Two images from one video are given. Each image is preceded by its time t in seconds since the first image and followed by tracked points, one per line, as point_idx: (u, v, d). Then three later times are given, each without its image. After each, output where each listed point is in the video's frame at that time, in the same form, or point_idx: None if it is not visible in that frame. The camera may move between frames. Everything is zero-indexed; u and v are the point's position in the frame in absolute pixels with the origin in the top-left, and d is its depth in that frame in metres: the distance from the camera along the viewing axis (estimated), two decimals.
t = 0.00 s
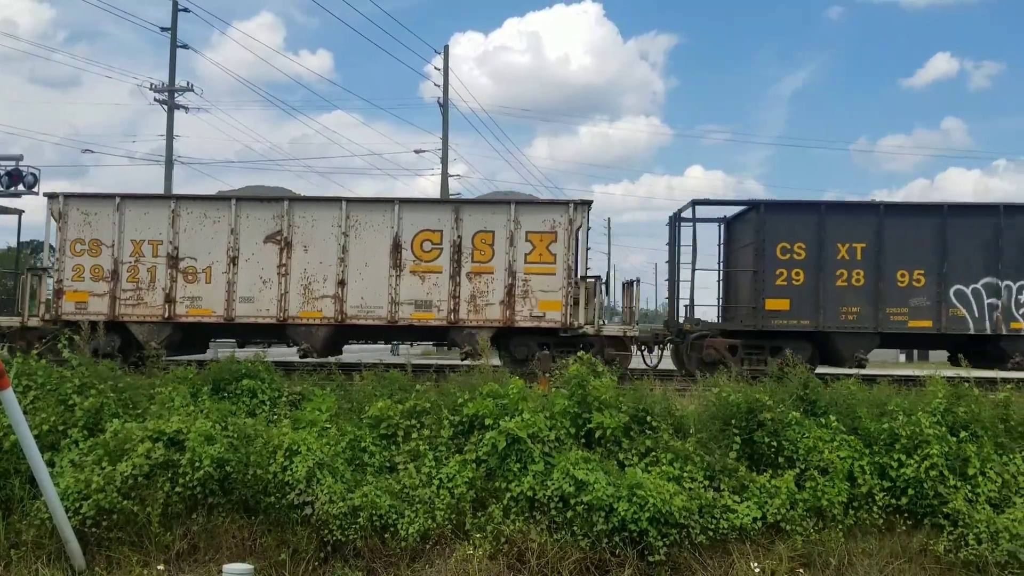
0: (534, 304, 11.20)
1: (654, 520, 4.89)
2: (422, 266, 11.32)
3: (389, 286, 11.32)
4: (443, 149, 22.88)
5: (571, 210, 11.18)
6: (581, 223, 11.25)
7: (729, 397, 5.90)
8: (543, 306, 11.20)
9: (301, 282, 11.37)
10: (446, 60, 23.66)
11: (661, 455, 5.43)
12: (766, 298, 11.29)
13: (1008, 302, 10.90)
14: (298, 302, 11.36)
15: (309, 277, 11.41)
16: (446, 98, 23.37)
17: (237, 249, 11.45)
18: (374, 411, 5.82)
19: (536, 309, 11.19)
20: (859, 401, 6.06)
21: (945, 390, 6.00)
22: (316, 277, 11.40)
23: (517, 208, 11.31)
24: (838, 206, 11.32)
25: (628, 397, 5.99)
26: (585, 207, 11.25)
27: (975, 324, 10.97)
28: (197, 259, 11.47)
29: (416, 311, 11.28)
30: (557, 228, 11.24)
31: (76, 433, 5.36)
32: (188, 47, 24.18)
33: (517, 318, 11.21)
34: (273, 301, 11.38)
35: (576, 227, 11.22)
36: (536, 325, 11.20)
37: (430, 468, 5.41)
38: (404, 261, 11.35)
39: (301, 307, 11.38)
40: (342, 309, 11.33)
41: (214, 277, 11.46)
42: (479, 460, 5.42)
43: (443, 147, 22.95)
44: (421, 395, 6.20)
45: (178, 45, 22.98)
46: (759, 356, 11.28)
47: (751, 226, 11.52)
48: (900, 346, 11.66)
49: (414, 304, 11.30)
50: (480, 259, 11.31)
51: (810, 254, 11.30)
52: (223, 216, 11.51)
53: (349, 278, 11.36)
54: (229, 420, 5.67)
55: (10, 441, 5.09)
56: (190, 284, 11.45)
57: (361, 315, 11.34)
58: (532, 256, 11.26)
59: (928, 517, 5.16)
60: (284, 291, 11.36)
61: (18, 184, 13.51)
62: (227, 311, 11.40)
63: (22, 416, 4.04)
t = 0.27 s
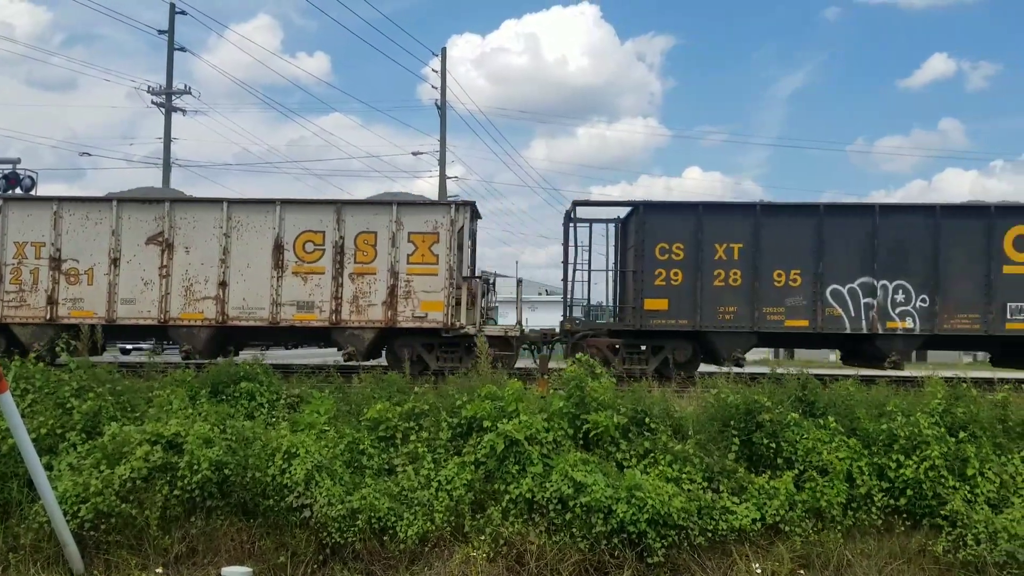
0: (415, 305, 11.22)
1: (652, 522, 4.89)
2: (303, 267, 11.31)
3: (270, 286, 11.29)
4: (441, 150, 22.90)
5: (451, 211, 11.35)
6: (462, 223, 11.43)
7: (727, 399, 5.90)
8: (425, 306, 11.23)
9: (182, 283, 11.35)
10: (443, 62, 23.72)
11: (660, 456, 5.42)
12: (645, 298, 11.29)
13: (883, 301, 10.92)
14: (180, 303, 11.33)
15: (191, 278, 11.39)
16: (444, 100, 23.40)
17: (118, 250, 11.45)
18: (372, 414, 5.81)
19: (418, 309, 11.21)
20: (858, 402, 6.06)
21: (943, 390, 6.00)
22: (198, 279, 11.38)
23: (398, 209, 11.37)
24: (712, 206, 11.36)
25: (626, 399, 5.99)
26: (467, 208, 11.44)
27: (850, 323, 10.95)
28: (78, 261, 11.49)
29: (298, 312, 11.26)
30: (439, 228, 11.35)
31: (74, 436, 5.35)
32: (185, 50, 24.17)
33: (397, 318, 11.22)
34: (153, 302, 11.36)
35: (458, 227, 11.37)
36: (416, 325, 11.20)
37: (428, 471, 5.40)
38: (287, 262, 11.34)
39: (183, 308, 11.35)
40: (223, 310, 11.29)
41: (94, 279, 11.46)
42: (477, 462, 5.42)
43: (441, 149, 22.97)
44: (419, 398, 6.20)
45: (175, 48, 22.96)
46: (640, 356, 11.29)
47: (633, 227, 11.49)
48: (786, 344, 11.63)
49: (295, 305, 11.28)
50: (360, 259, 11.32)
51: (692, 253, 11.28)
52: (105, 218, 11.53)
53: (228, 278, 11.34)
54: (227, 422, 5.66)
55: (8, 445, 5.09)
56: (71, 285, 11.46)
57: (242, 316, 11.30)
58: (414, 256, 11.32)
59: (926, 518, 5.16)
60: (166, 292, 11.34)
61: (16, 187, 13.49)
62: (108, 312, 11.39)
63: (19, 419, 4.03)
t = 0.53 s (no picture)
0: (298, 305, 11.24)
1: (651, 522, 4.89)
2: (185, 267, 11.32)
3: (155, 287, 11.32)
4: (439, 151, 22.89)
5: (333, 211, 11.37)
6: (344, 223, 11.46)
7: (725, 399, 5.90)
8: (307, 306, 11.24)
9: (64, 283, 11.37)
10: (441, 63, 23.73)
11: (658, 457, 5.42)
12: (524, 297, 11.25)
13: (758, 300, 10.91)
14: (61, 303, 11.37)
15: (72, 278, 11.41)
16: (442, 101, 23.40)
17: (3, 250, 11.45)
18: (370, 415, 5.81)
19: (300, 309, 11.23)
20: (856, 402, 6.06)
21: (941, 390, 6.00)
22: (79, 279, 11.40)
23: (284, 209, 11.38)
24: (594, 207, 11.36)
25: (624, 399, 5.98)
26: (349, 207, 11.46)
27: (727, 323, 10.98)
28: None
29: (180, 313, 11.30)
30: (324, 228, 11.38)
31: (73, 438, 5.34)
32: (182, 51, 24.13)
33: (280, 318, 11.24)
34: (36, 303, 11.37)
35: (339, 227, 11.39)
36: (298, 326, 11.22)
37: (426, 472, 5.40)
38: (169, 263, 11.35)
39: (65, 308, 11.40)
40: (105, 311, 11.32)
41: None
42: (476, 463, 5.41)
43: (439, 150, 22.96)
44: (417, 399, 6.20)
45: (173, 50, 22.94)
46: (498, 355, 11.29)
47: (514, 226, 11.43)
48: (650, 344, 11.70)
49: (177, 305, 11.31)
50: (242, 259, 11.33)
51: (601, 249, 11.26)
52: None
53: (110, 278, 11.36)
54: (225, 424, 5.66)
55: (6, 447, 5.09)
56: None
57: (124, 316, 11.35)
58: (298, 256, 11.33)
59: (925, 518, 5.16)
60: (45, 293, 11.36)
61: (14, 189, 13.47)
62: None
63: (17, 421, 4.02)
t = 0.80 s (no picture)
0: (184, 307, 11.22)
1: (654, 524, 4.88)
2: (72, 269, 11.37)
3: (40, 289, 11.35)
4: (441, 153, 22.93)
5: (220, 212, 11.34)
6: (232, 225, 11.41)
7: (729, 401, 5.90)
8: (193, 308, 11.22)
9: None
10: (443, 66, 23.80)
11: (661, 459, 5.42)
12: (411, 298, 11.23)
13: (640, 301, 10.88)
14: None
15: None
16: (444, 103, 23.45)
17: None
18: (373, 417, 5.81)
19: (186, 311, 11.21)
20: (860, 405, 6.06)
21: (944, 393, 6.00)
22: None
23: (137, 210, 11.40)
24: (482, 208, 11.32)
25: (628, 401, 5.97)
26: (236, 208, 11.42)
27: (611, 323, 10.94)
28: None
29: (66, 314, 11.35)
30: (210, 229, 11.35)
31: (76, 441, 5.35)
32: (185, 54, 24.20)
33: (167, 320, 11.23)
34: None
35: (227, 228, 11.36)
36: (184, 328, 11.21)
37: (429, 474, 5.39)
38: (56, 264, 11.42)
39: None
40: None
41: None
42: (479, 465, 5.41)
43: (441, 152, 22.99)
44: (420, 401, 6.20)
45: (175, 52, 23.01)
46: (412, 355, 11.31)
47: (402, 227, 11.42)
48: (550, 344, 11.63)
49: (64, 307, 11.37)
50: (129, 261, 11.35)
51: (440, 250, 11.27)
52: None
53: None
54: (228, 426, 5.66)
55: (9, 449, 5.10)
56: None
57: (13, 318, 11.38)
58: (184, 258, 11.32)
59: (929, 520, 5.15)
60: None
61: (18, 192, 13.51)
62: None
63: (20, 423, 4.01)
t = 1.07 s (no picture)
0: (73, 310, 11.04)
1: (659, 528, 4.87)
2: None
3: None
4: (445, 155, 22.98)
5: (109, 214, 11.20)
6: (121, 226, 11.28)
7: (734, 404, 5.89)
8: (82, 311, 11.04)
9: None
10: (448, 68, 23.89)
11: (667, 462, 5.42)
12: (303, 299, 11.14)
13: (527, 302, 10.86)
14: None
15: None
16: (448, 105, 23.49)
17: None
18: (377, 420, 5.81)
19: (75, 313, 11.03)
20: (865, 407, 6.05)
21: (950, 396, 5.98)
22: None
23: (57, 213, 11.22)
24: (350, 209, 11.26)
25: (633, 404, 5.96)
26: (125, 210, 11.31)
27: (500, 324, 10.91)
28: None
29: None
30: (99, 232, 11.21)
31: (81, 444, 5.35)
32: (191, 56, 24.28)
33: (57, 323, 11.01)
34: None
35: (115, 230, 11.22)
36: (72, 331, 11.02)
37: (434, 477, 5.38)
38: None
39: None
40: None
41: None
42: (484, 468, 5.41)
43: (446, 154, 23.03)
44: (425, 404, 6.20)
45: (181, 56, 23.09)
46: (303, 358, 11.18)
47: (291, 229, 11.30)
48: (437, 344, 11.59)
49: None
50: (20, 264, 11.17)
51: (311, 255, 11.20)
52: None
53: None
54: (234, 429, 5.67)
55: (16, 452, 5.12)
56: None
57: None
58: (73, 261, 11.18)
59: (935, 522, 5.14)
60: None
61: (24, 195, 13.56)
62: None
63: (26, 426, 4.01)
